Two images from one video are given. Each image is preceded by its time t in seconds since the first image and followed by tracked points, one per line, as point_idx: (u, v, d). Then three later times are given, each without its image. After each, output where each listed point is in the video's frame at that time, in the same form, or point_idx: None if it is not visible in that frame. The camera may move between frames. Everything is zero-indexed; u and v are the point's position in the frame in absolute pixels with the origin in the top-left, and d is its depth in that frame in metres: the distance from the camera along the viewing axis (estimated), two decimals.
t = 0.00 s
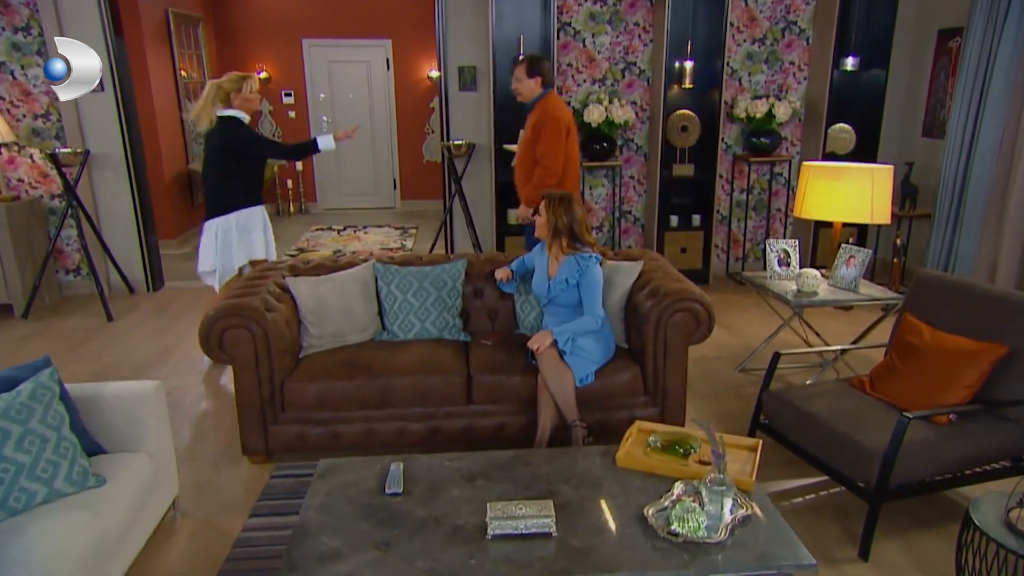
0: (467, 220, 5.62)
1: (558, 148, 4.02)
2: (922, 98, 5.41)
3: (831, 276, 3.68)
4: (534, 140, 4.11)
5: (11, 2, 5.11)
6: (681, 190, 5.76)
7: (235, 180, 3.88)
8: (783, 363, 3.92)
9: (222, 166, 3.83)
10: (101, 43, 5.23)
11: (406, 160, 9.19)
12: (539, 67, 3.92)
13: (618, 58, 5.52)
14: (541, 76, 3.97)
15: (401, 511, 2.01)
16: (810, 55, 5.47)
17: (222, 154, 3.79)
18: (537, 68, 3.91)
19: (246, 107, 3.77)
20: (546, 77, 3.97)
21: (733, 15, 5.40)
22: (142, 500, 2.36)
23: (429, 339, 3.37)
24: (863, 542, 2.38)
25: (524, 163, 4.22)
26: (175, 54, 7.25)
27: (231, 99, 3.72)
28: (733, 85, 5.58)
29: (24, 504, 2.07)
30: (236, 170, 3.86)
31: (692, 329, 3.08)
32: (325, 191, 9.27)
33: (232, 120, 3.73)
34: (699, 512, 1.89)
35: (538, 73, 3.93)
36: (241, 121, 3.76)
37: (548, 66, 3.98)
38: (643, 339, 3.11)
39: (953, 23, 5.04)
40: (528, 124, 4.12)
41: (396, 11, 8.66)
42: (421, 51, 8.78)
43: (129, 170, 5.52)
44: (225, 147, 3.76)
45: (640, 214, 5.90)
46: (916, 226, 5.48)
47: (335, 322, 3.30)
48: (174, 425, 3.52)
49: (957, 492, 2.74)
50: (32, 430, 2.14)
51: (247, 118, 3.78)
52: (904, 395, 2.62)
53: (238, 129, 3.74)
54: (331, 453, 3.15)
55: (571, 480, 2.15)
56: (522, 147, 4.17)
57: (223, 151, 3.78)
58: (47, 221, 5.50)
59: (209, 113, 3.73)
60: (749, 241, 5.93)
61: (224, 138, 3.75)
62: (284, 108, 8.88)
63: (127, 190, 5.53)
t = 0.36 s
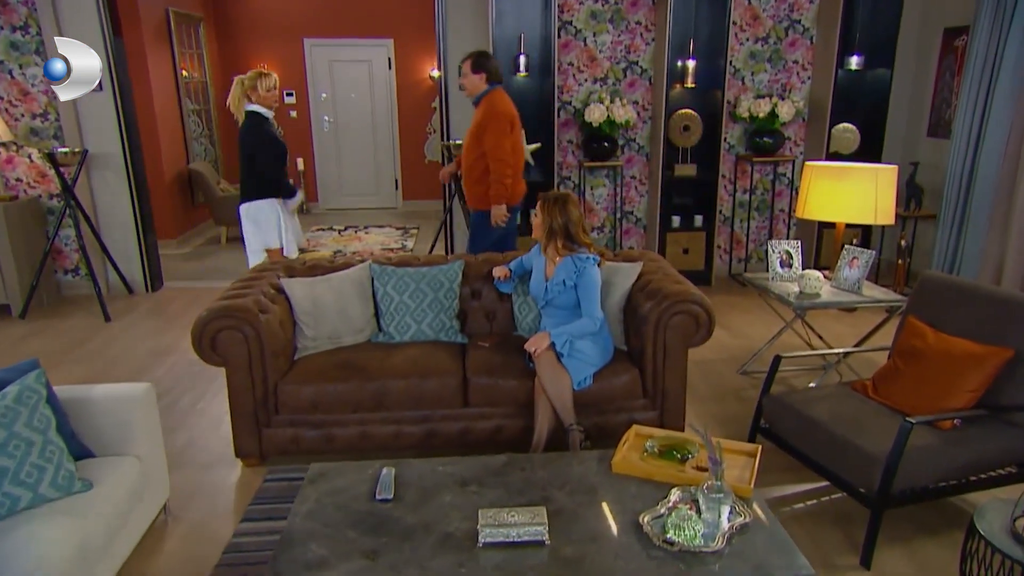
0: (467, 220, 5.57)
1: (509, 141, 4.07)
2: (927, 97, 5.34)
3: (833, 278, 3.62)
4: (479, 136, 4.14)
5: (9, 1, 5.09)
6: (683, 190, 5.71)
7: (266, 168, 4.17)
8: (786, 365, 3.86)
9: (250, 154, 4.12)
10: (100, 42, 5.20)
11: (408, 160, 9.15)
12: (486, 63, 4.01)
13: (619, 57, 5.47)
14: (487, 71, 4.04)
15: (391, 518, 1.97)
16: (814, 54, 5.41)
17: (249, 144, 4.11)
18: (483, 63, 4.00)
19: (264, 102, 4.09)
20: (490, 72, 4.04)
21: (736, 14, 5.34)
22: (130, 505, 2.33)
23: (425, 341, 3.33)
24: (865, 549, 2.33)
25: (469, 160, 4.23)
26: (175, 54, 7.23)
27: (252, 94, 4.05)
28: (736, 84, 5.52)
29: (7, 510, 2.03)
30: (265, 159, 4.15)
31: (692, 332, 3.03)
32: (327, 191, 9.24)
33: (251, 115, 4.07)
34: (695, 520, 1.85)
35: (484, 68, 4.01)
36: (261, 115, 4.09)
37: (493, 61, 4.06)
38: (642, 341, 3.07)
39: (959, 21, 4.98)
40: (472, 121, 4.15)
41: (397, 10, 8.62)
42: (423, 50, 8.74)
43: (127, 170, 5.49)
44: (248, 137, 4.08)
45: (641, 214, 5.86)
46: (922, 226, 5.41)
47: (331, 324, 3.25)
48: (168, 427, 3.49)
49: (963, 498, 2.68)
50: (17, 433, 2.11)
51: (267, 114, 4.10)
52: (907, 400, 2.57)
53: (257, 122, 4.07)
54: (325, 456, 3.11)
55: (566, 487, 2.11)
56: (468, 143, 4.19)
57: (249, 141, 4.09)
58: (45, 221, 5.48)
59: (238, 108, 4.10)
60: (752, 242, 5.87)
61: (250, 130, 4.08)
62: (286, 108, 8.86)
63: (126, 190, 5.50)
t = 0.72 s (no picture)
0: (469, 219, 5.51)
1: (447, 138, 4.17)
2: (937, 96, 5.27)
3: (839, 279, 3.55)
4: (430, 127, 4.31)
5: None
6: (688, 189, 5.64)
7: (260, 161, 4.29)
8: (792, 367, 3.80)
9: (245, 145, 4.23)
10: (101, 40, 5.18)
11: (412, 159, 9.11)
12: (434, 60, 4.10)
13: (624, 55, 5.41)
14: (436, 71, 4.10)
15: (384, 523, 1.92)
16: (821, 52, 5.34)
17: (249, 136, 4.21)
18: (430, 61, 4.07)
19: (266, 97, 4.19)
20: (439, 72, 4.10)
21: (742, 12, 5.28)
22: (121, 508, 2.29)
23: (424, 342, 3.28)
24: (871, 557, 2.27)
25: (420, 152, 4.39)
26: (179, 52, 7.21)
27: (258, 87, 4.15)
28: (741, 83, 5.46)
29: None
30: (263, 151, 4.27)
31: (695, 334, 2.98)
32: (330, 191, 9.21)
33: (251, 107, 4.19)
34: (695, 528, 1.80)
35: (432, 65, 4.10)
36: (260, 110, 4.19)
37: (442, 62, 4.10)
38: (644, 343, 3.01)
39: (969, 19, 4.91)
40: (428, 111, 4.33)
41: (402, 9, 8.58)
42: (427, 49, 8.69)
43: (129, 168, 5.47)
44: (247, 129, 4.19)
45: (646, 214, 5.80)
46: (930, 227, 5.33)
47: (329, 324, 3.21)
48: (165, 428, 3.45)
49: (971, 505, 2.62)
50: (5, 435, 2.08)
51: (268, 107, 4.21)
52: (914, 404, 2.51)
53: (255, 115, 4.17)
54: (323, 458, 3.07)
55: (564, 492, 2.06)
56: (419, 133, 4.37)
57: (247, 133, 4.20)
58: (46, 220, 5.47)
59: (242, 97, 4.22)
60: (758, 242, 5.81)
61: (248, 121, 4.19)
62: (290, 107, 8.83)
63: (128, 189, 5.48)
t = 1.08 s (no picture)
0: (478, 220, 5.46)
1: (408, 138, 4.20)
2: (954, 95, 5.17)
3: (854, 281, 3.48)
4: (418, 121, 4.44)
5: None
6: (699, 190, 5.57)
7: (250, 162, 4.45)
8: (806, 371, 3.73)
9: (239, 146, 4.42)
10: (111, 39, 5.17)
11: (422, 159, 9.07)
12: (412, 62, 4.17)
13: (635, 54, 5.35)
14: (413, 71, 4.16)
15: (386, 530, 1.88)
16: (836, 51, 5.26)
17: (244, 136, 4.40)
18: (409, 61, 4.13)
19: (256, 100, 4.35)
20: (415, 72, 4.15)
21: (755, 10, 5.21)
22: (121, 511, 2.27)
23: (430, 344, 3.24)
24: (886, 568, 2.21)
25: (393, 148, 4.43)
26: (190, 52, 7.22)
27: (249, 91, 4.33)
28: (755, 82, 5.39)
29: None
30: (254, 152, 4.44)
31: (706, 337, 2.92)
32: (340, 191, 9.19)
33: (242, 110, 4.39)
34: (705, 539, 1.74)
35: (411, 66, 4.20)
36: (249, 113, 4.37)
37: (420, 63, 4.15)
38: (654, 346, 2.96)
39: (988, 16, 4.81)
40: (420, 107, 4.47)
41: (412, 8, 8.55)
42: (438, 48, 8.65)
43: (138, 168, 5.47)
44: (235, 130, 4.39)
45: (657, 215, 5.73)
46: (947, 228, 5.24)
47: (334, 325, 3.18)
48: (170, 429, 3.43)
49: (990, 515, 2.55)
50: (4, 437, 2.06)
51: (257, 110, 4.37)
52: (932, 410, 2.44)
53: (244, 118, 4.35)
54: (327, 461, 3.03)
55: (570, 499, 2.01)
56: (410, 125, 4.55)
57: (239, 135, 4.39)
58: (57, 219, 5.48)
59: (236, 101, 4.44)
60: (770, 243, 5.73)
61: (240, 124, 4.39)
62: (300, 107, 8.82)
63: (137, 189, 5.47)
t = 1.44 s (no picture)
0: (491, 220, 5.41)
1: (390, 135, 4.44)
2: (977, 95, 5.06)
3: (873, 284, 3.41)
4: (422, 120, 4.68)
5: None
6: (715, 190, 5.49)
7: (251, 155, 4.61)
8: (823, 376, 3.66)
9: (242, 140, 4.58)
10: (126, 39, 5.19)
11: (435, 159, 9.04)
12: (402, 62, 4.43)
13: (649, 53, 5.29)
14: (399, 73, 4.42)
15: (392, 538, 1.84)
16: (855, 50, 5.17)
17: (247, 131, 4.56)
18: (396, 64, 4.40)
19: (259, 95, 4.49)
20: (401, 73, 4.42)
21: (772, 8, 5.13)
22: (126, 514, 2.24)
23: (440, 346, 3.20)
24: None
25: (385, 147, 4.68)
26: (204, 52, 7.23)
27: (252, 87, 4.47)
28: (772, 81, 5.31)
29: None
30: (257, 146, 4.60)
31: (722, 341, 2.87)
32: (354, 191, 9.19)
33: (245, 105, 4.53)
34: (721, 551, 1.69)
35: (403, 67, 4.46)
36: (252, 109, 4.52)
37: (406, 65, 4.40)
38: (668, 350, 2.91)
39: (1012, 14, 4.71)
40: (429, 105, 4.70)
41: (426, 7, 8.51)
42: (451, 48, 8.61)
43: (152, 168, 5.48)
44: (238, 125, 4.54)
45: (671, 216, 5.66)
46: (969, 230, 5.13)
47: (344, 327, 3.15)
48: (179, 430, 3.42)
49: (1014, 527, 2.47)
50: (10, 439, 2.04)
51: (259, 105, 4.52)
52: (956, 418, 2.37)
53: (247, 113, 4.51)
54: (336, 464, 3.00)
55: (581, 507, 1.96)
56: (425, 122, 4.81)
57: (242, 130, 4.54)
58: (72, 219, 5.51)
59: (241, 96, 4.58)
60: (786, 245, 5.65)
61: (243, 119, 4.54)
62: (314, 107, 8.82)
63: (150, 188, 5.48)
